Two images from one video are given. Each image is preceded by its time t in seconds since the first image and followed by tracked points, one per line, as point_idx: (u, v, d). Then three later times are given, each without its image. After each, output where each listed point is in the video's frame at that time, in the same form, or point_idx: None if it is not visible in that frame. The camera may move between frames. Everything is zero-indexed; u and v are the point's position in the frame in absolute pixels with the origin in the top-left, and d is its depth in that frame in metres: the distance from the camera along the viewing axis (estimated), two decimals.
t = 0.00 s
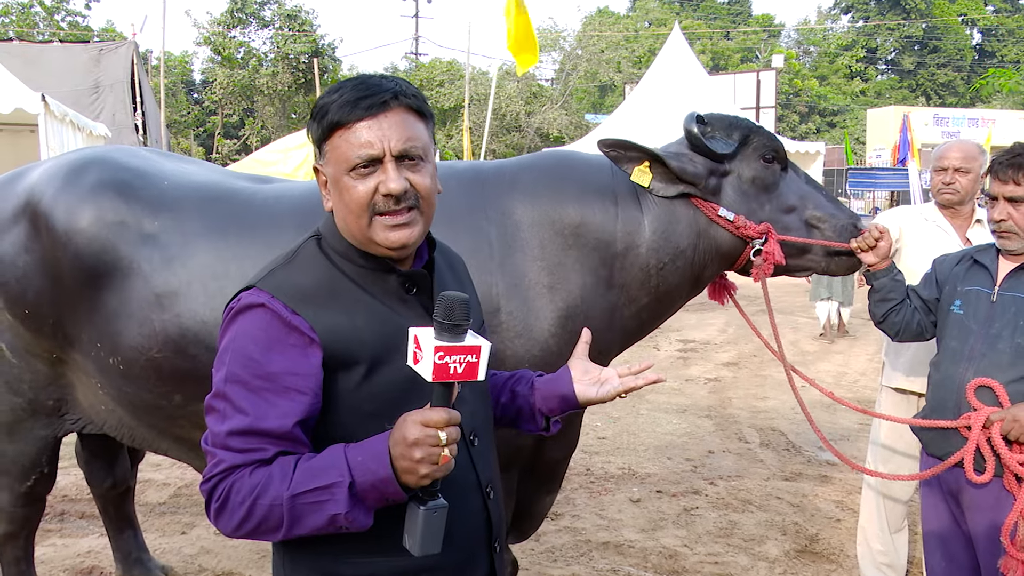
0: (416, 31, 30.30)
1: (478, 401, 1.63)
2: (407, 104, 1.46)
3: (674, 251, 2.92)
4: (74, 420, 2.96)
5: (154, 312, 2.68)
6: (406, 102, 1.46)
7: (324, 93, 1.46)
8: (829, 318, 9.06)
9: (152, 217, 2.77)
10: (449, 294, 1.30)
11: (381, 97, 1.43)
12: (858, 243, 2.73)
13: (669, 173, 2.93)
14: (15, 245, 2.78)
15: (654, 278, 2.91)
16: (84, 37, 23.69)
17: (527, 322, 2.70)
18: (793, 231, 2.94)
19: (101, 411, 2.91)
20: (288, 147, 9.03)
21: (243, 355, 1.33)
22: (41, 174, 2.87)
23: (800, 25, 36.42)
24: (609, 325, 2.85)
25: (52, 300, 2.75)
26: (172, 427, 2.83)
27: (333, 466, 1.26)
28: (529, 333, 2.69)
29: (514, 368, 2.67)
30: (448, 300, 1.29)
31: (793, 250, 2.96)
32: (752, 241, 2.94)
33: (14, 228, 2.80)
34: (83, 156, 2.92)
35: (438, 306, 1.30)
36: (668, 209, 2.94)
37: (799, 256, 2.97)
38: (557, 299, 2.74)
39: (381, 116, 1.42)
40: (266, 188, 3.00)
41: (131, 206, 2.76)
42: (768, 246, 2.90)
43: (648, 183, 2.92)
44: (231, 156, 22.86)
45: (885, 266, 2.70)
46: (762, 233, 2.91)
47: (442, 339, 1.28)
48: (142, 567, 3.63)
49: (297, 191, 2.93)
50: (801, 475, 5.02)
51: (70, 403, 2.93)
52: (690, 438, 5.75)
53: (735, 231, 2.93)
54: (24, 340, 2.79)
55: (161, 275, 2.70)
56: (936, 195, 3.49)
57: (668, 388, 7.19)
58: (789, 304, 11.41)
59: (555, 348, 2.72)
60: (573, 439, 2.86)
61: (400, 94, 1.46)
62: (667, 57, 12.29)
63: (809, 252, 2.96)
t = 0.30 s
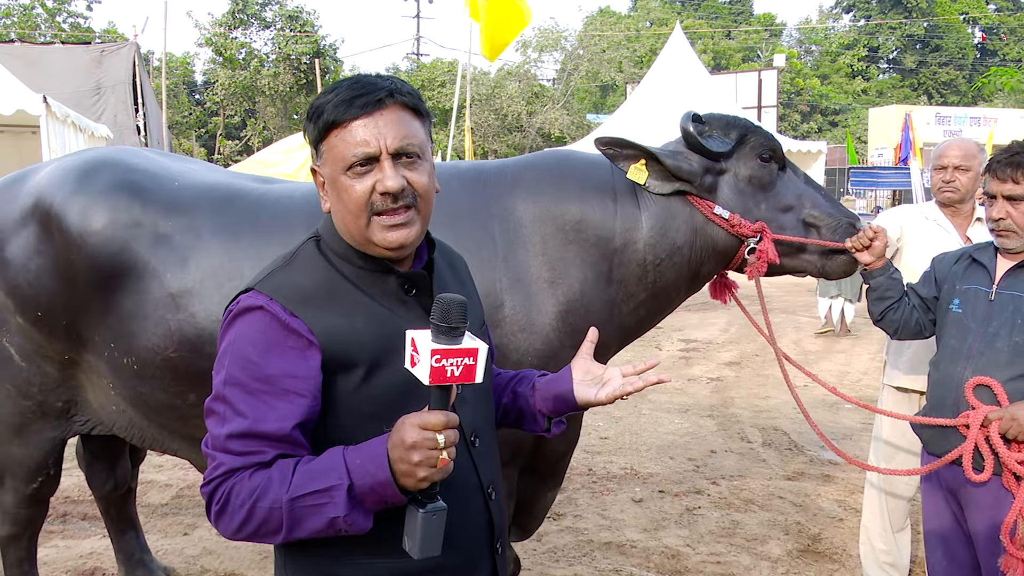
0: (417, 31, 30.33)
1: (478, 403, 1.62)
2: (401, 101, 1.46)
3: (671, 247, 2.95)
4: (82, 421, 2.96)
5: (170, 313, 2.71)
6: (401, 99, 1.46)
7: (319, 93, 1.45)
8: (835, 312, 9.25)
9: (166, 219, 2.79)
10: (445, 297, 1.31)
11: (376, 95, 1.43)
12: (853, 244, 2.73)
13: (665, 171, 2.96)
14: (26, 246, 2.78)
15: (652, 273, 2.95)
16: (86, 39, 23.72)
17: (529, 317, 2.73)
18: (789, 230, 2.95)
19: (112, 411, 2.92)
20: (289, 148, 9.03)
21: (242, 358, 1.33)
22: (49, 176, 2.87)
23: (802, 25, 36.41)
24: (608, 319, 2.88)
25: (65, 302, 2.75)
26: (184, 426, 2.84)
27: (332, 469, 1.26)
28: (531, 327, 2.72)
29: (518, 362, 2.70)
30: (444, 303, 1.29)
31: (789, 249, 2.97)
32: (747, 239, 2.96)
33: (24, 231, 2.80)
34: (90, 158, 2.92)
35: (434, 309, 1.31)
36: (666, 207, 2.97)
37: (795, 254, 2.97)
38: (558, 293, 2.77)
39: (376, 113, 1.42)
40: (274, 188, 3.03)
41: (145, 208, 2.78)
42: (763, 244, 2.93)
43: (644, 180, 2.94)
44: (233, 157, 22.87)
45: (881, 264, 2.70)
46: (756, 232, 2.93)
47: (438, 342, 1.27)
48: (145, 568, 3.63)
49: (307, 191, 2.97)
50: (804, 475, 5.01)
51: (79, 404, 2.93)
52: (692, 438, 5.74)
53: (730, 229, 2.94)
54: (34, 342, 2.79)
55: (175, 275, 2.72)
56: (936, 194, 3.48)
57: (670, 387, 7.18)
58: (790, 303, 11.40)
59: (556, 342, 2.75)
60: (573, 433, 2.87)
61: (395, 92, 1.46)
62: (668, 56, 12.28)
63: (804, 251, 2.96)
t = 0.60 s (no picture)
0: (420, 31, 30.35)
1: (480, 403, 1.62)
2: (404, 96, 1.47)
3: (667, 243, 2.97)
4: (87, 421, 2.97)
5: (179, 312, 2.71)
6: (403, 94, 1.47)
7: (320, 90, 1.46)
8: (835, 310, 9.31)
9: (173, 219, 2.79)
10: (449, 299, 1.31)
11: (379, 89, 1.44)
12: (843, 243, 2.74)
13: (658, 169, 3.00)
14: (32, 248, 2.78)
15: (650, 270, 2.98)
16: (88, 40, 23.76)
17: (532, 314, 2.76)
18: (781, 231, 2.95)
19: (119, 411, 2.92)
20: (292, 148, 9.03)
21: (243, 361, 1.33)
22: (52, 177, 2.87)
23: (804, 24, 36.42)
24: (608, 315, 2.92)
25: (71, 303, 2.75)
26: (190, 426, 2.85)
27: (336, 471, 1.26)
28: (535, 323, 2.75)
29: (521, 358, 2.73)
30: (448, 306, 1.29)
31: (781, 250, 2.97)
32: (738, 239, 2.98)
33: (31, 233, 2.80)
34: (94, 159, 2.93)
35: (439, 312, 1.31)
36: (663, 206, 2.99)
37: (788, 255, 2.97)
38: (559, 290, 2.80)
39: (380, 107, 1.43)
40: (278, 188, 3.04)
41: (152, 209, 2.79)
42: (753, 244, 2.94)
43: (637, 178, 2.98)
44: (235, 158, 22.90)
45: (875, 264, 2.71)
46: (747, 231, 2.95)
47: (442, 345, 1.27)
48: (147, 568, 3.63)
49: (311, 191, 2.99)
50: (807, 475, 5.00)
51: (83, 405, 2.94)
52: (695, 438, 5.74)
53: (722, 229, 2.96)
54: (40, 344, 2.79)
55: (184, 275, 2.73)
56: (938, 193, 3.47)
57: (672, 387, 7.17)
58: (793, 303, 11.39)
59: (558, 339, 2.78)
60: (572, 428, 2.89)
61: (397, 87, 1.47)
62: (670, 56, 12.28)
63: (797, 252, 2.96)
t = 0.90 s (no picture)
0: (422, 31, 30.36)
1: (482, 400, 1.61)
2: (423, 105, 1.48)
3: (662, 243, 3.03)
4: (87, 421, 2.97)
5: (185, 312, 2.71)
6: (423, 103, 1.47)
7: (339, 92, 1.45)
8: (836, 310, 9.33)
9: (177, 219, 2.80)
10: (453, 292, 1.31)
11: (403, 99, 1.44)
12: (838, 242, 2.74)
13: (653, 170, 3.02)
14: (33, 250, 2.78)
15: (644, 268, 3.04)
16: (90, 39, 23.78)
17: (532, 310, 2.77)
18: (776, 229, 2.98)
19: (121, 411, 2.92)
20: (293, 147, 9.02)
21: (246, 362, 1.33)
22: (53, 178, 2.87)
23: (807, 24, 36.41)
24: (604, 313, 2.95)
25: (73, 304, 2.75)
26: (192, 426, 2.84)
27: (341, 470, 1.26)
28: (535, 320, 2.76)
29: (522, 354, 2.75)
30: (452, 300, 1.29)
31: (777, 248, 2.99)
32: (733, 238, 3.03)
33: (33, 235, 2.80)
34: (95, 160, 2.93)
35: (443, 304, 1.31)
36: (659, 206, 3.04)
37: (783, 254, 2.99)
38: (559, 287, 2.82)
39: (402, 117, 1.43)
40: (280, 188, 3.05)
41: (155, 210, 2.79)
42: (748, 243, 2.99)
43: (632, 179, 3.01)
44: (237, 157, 22.91)
45: (871, 262, 2.71)
46: (743, 231, 3.00)
47: (447, 338, 1.27)
48: (149, 567, 3.63)
49: (313, 189, 3.00)
50: (808, 475, 5.00)
51: (84, 405, 2.94)
52: (696, 438, 5.73)
53: (717, 228, 3.02)
54: (41, 344, 2.80)
55: (190, 272, 2.73)
56: (936, 193, 3.47)
57: (673, 387, 7.17)
58: (795, 303, 11.38)
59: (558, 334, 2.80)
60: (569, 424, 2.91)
61: (420, 97, 1.48)
62: (672, 55, 12.28)
63: (793, 250, 2.97)
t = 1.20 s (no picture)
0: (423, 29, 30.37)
1: (485, 401, 1.62)
2: (416, 103, 1.46)
3: (658, 244, 3.05)
4: (86, 421, 2.97)
5: (188, 311, 2.74)
6: (416, 101, 1.46)
7: (334, 90, 1.45)
8: (836, 309, 9.34)
9: (178, 218, 2.81)
10: (455, 295, 1.29)
11: (393, 96, 1.43)
12: (835, 244, 2.87)
13: (650, 173, 3.06)
14: (32, 250, 2.78)
15: (640, 268, 3.05)
16: (92, 38, 23.79)
17: (529, 311, 2.78)
18: (773, 231, 3.04)
19: (121, 410, 2.92)
20: (294, 145, 9.01)
21: (250, 359, 1.33)
22: (51, 177, 2.87)
23: (809, 22, 36.40)
24: (601, 313, 2.96)
25: (72, 305, 2.76)
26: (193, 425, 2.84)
27: (343, 469, 1.26)
28: (533, 319, 2.78)
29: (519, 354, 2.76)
30: (454, 301, 1.28)
31: (775, 250, 3.06)
32: (732, 240, 3.06)
33: (32, 235, 2.80)
34: (93, 160, 2.92)
35: (444, 307, 1.30)
36: (654, 208, 3.06)
37: (782, 255, 3.06)
38: (555, 288, 2.84)
39: (391, 115, 1.42)
40: (279, 186, 3.08)
41: (156, 210, 2.80)
42: (745, 245, 3.02)
43: (629, 183, 3.05)
44: (239, 155, 22.93)
45: (868, 264, 2.76)
46: (740, 232, 3.04)
47: (449, 340, 1.27)
48: (153, 564, 3.63)
49: (312, 188, 3.03)
50: (808, 474, 5.00)
51: (82, 405, 2.94)
52: (697, 436, 5.73)
53: (715, 229, 3.04)
54: (41, 344, 2.80)
55: (192, 271, 2.75)
56: (936, 192, 3.47)
57: (674, 386, 7.17)
58: (796, 301, 11.38)
59: (555, 335, 2.81)
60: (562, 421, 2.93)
61: (411, 93, 1.46)
62: (673, 54, 12.28)
63: (790, 253, 3.05)
